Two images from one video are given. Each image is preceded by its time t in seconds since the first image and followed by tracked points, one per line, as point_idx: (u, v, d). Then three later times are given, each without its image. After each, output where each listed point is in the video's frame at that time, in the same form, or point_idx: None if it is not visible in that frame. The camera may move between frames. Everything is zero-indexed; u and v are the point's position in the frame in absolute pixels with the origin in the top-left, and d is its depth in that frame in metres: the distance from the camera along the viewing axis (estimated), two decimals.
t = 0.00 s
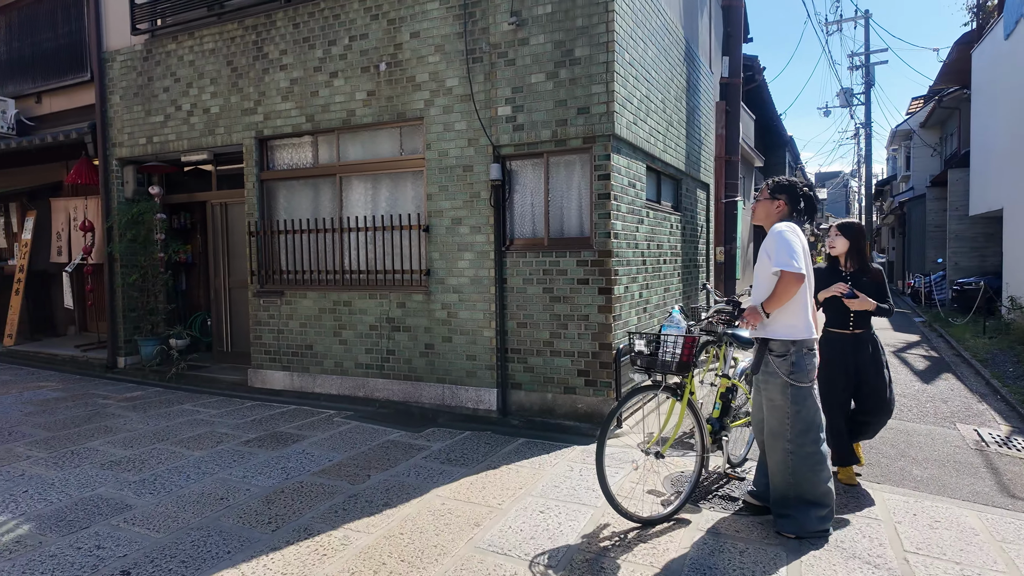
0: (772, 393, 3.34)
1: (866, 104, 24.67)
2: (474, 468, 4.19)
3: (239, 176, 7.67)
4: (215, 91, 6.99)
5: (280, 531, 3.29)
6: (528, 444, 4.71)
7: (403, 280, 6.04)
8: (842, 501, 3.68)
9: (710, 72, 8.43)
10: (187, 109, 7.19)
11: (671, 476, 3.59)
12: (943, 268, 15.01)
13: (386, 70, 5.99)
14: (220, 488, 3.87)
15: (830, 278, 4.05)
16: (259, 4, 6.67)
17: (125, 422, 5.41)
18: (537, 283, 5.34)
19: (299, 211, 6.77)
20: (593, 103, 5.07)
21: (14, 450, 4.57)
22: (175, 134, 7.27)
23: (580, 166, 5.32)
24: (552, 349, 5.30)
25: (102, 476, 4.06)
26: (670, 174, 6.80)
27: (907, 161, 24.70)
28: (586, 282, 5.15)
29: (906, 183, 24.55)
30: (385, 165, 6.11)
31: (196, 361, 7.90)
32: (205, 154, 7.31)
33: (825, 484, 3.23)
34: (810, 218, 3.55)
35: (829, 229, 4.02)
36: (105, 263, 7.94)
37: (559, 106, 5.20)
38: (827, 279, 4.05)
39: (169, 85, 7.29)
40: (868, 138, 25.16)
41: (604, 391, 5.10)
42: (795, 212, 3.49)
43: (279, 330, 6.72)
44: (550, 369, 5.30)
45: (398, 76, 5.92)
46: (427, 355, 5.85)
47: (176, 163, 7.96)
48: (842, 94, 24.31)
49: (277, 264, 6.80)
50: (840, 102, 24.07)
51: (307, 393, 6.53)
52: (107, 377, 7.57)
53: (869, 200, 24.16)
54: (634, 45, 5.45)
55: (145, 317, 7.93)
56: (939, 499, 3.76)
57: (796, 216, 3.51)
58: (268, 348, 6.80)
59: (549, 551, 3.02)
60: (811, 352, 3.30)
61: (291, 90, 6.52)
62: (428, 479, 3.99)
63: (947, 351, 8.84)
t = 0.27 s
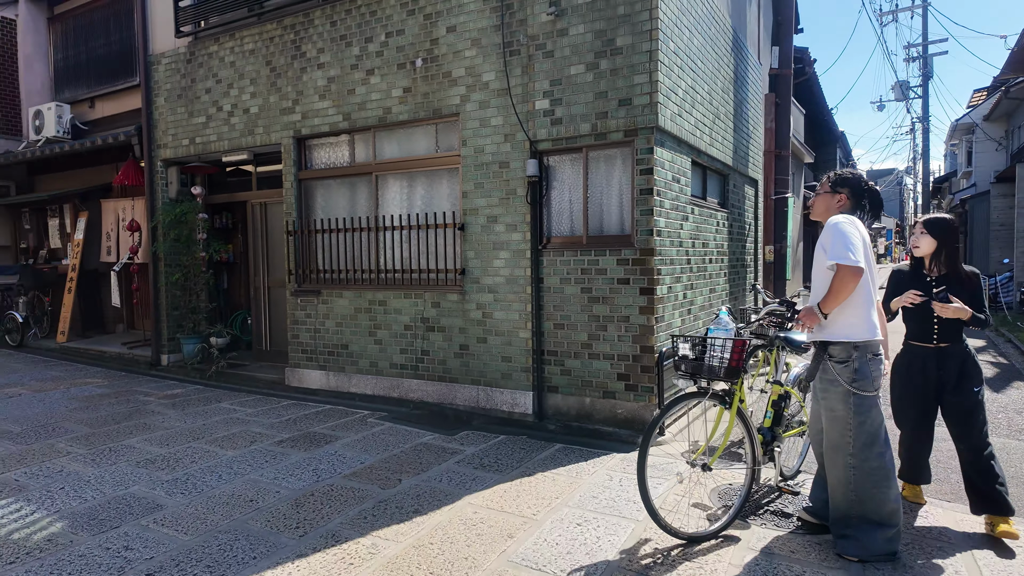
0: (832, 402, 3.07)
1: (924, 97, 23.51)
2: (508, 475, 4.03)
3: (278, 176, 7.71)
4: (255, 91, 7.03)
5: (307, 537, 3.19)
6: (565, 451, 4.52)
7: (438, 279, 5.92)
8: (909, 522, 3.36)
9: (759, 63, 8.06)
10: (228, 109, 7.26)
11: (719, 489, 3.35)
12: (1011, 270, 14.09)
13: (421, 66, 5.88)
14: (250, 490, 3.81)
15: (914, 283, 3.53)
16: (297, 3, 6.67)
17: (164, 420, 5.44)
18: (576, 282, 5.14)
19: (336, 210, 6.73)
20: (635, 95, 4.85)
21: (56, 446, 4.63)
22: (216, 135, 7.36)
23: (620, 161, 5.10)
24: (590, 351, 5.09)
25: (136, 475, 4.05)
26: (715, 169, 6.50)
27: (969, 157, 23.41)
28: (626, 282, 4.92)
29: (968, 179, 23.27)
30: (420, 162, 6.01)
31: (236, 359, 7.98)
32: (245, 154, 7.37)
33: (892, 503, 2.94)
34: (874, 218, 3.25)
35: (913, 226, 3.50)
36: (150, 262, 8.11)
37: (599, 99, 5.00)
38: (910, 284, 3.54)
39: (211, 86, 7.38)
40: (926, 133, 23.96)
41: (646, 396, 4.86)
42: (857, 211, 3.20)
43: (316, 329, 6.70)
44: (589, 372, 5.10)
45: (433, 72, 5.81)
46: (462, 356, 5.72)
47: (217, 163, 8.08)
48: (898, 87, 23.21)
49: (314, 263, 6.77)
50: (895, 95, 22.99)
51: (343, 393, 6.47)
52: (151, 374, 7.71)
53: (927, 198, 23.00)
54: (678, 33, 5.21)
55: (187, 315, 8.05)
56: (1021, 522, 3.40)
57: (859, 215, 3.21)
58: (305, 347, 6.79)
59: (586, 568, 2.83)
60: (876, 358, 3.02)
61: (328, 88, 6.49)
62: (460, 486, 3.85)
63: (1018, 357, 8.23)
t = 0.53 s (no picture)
0: (890, 410, 2.78)
1: (965, 90, 22.62)
2: (532, 483, 3.81)
3: (300, 171, 7.61)
4: (276, 85, 6.92)
5: (320, 547, 3.01)
6: (592, 457, 4.28)
7: (461, 277, 5.73)
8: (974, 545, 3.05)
9: (796, 51, 7.70)
10: (250, 104, 7.18)
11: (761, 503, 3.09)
12: None
13: (444, 56, 5.69)
14: (264, 495, 3.66)
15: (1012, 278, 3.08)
16: None
17: (182, 419, 5.35)
18: (604, 280, 4.90)
19: (357, 205, 6.58)
20: (668, 81, 4.61)
21: (73, 445, 4.56)
22: (238, 130, 7.28)
23: (652, 152, 4.85)
24: (619, 352, 4.84)
25: (150, 477, 3.94)
26: (751, 162, 6.20)
27: (1014, 151, 22.46)
28: (657, 279, 4.66)
29: (1013, 175, 22.31)
30: (442, 156, 5.82)
31: (257, 357, 7.92)
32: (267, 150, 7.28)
33: (957, 523, 2.66)
34: (935, 205, 2.94)
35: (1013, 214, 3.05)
36: (174, 259, 8.09)
37: (629, 86, 4.76)
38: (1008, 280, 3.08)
39: (233, 82, 7.30)
40: (967, 127, 23.06)
41: (678, 400, 4.60)
42: (917, 198, 2.88)
43: (337, 327, 6.56)
44: (617, 374, 4.85)
45: (456, 62, 5.61)
46: (485, 356, 5.52)
47: (240, 159, 8.02)
48: (938, 79, 22.37)
49: (335, 260, 6.64)
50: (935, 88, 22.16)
51: (363, 393, 6.32)
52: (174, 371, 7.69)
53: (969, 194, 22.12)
54: (714, 17, 4.94)
55: (210, 312, 8.01)
56: None
57: (919, 203, 2.90)
58: (326, 346, 6.66)
59: None
60: (940, 362, 2.73)
61: (349, 81, 6.34)
62: (482, 493, 3.65)
63: None
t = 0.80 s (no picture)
0: (958, 433, 2.50)
1: (1003, 84, 21.83)
2: (557, 500, 3.59)
3: (319, 171, 7.48)
4: (295, 84, 6.80)
5: (334, 571, 2.83)
6: (621, 472, 4.04)
7: (482, 280, 5.53)
8: None
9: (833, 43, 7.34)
10: (268, 103, 7.07)
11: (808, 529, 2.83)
12: None
13: (465, 50, 5.49)
14: (277, 510, 3.50)
15: None
16: None
17: (198, 425, 5.24)
18: (632, 284, 4.66)
19: (376, 206, 6.42)
20: (702, 74, 4.36)
21: (86, 452, 4.46)
22: (256, 130, 7.18)
23: (684, 148, 4.59)
24: (648, 360, 4.60)
25: (162, 488, 3.81)
26: (787, 159, 5.89)
27: None
28: (690, 283, 4.41)
29: None
30: (463, 154, 5.62)
31: (276, 360, 7.80)
32: (285, 149, 7.16)
33: None
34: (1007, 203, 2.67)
35: None
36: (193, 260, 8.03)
37: (660, 80, 4.51)
38: None
39: (252, 80, 7.20)
40: (1005, 122, 22.26)
41: (712, 412, 4.35)
42: (988, 197, 2.61)
43: (355, 331, 6.41)
44: (646, 383, 4.61)
45: (478, 57, 5.41)
46: (506, 362, 5.31)
47: (259, 159, 7.93)
48: (974, 73, 21.62)
49: (354, 262, 6.49)
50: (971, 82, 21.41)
51: (382, 398, 6.15)
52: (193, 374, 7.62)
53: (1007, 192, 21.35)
54: (750, 5, 4.68)
55: (229, 314, 7.93)
56: None
57: (990, 201, 2.62)
58: (344, 349, 6.52)
59: None
60: (1015, 381, 2.44)
61: (368, 78, 6.18)
62: (504, 511, 3.43)
63: None
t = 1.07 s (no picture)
0: None
1: None
2: (588, 513, 3.38)
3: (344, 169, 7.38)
4: (319, 80, 6.70)
5: None
6: (655, 484, 3.81)
7: (509, 279, 5.34)
8: None
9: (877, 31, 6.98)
10: (293, 101, 6.99)
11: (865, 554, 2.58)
12: None
13: (491, 43, 5.31)
14: (295, 518, 3.36)
15: None
16: None
17: (220, 426, 5.16)
18: (666, 284, 4.43)
19: (400, 204, 6.27)
20: (742, 61, 4.11)
21: (107, 453, 4.40)
22: (280, 128, 7.11)
23: (722, 141, 4.34)
24: (683, 364, 4.36)
25: (179, 493, 3.70)
26: (829, 152, 5.58)
27: None
28: (730, 283, 4.17)
29: None
30: (489, 150, 5.43)
31: (301, 360, 7.70)
32: (309, 147, 7.08)
33: None
34: None
35: None
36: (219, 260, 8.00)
37: (697, 69, 4.28)
38: None
39: (277, 78, 7.13)
40: None
41: (753, 420, 4.10)
42: None
43: (379, 331, 6.28)
44: (681, 388, 4.38)
45: (504, 49, 5.22)
46: (533, 364, 5.12)
47: (284, 158, 7.88)
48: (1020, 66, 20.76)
49: (378, 261, 6.36)
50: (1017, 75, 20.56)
51: (406, 400, 6.00)
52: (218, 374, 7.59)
53: None
54: None
55: (255, 314, 7.89)
56: None
57: None
58: (368, 350, 6.39)
59: None
60: None
61: (392, 73, 6.04)
62: (532, 525, 3.24)
63: None
